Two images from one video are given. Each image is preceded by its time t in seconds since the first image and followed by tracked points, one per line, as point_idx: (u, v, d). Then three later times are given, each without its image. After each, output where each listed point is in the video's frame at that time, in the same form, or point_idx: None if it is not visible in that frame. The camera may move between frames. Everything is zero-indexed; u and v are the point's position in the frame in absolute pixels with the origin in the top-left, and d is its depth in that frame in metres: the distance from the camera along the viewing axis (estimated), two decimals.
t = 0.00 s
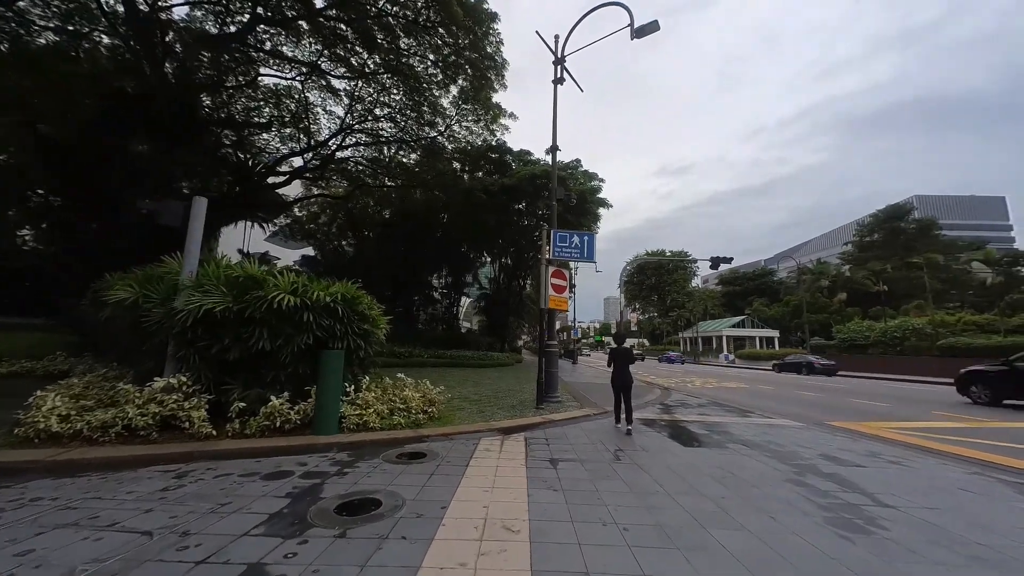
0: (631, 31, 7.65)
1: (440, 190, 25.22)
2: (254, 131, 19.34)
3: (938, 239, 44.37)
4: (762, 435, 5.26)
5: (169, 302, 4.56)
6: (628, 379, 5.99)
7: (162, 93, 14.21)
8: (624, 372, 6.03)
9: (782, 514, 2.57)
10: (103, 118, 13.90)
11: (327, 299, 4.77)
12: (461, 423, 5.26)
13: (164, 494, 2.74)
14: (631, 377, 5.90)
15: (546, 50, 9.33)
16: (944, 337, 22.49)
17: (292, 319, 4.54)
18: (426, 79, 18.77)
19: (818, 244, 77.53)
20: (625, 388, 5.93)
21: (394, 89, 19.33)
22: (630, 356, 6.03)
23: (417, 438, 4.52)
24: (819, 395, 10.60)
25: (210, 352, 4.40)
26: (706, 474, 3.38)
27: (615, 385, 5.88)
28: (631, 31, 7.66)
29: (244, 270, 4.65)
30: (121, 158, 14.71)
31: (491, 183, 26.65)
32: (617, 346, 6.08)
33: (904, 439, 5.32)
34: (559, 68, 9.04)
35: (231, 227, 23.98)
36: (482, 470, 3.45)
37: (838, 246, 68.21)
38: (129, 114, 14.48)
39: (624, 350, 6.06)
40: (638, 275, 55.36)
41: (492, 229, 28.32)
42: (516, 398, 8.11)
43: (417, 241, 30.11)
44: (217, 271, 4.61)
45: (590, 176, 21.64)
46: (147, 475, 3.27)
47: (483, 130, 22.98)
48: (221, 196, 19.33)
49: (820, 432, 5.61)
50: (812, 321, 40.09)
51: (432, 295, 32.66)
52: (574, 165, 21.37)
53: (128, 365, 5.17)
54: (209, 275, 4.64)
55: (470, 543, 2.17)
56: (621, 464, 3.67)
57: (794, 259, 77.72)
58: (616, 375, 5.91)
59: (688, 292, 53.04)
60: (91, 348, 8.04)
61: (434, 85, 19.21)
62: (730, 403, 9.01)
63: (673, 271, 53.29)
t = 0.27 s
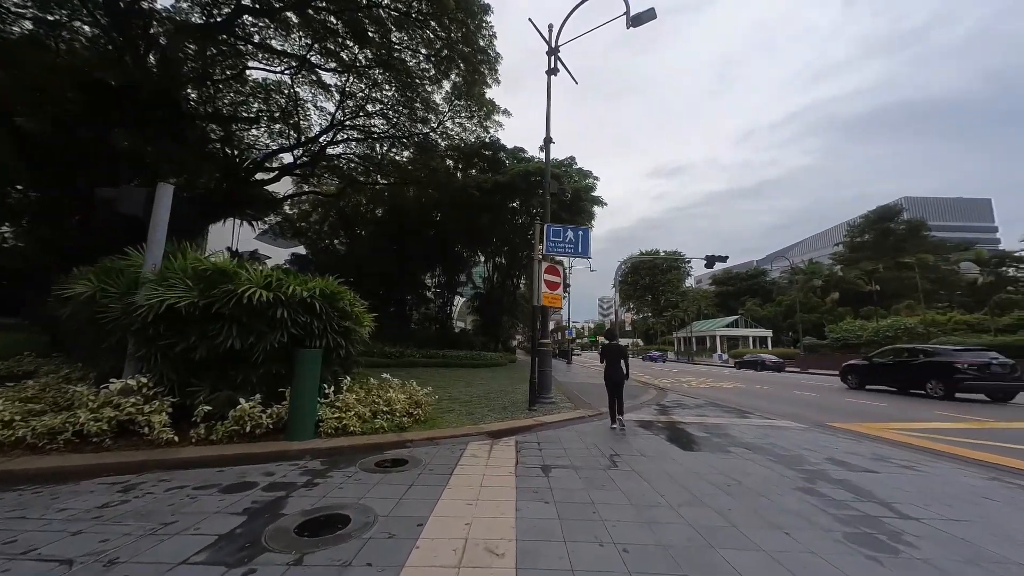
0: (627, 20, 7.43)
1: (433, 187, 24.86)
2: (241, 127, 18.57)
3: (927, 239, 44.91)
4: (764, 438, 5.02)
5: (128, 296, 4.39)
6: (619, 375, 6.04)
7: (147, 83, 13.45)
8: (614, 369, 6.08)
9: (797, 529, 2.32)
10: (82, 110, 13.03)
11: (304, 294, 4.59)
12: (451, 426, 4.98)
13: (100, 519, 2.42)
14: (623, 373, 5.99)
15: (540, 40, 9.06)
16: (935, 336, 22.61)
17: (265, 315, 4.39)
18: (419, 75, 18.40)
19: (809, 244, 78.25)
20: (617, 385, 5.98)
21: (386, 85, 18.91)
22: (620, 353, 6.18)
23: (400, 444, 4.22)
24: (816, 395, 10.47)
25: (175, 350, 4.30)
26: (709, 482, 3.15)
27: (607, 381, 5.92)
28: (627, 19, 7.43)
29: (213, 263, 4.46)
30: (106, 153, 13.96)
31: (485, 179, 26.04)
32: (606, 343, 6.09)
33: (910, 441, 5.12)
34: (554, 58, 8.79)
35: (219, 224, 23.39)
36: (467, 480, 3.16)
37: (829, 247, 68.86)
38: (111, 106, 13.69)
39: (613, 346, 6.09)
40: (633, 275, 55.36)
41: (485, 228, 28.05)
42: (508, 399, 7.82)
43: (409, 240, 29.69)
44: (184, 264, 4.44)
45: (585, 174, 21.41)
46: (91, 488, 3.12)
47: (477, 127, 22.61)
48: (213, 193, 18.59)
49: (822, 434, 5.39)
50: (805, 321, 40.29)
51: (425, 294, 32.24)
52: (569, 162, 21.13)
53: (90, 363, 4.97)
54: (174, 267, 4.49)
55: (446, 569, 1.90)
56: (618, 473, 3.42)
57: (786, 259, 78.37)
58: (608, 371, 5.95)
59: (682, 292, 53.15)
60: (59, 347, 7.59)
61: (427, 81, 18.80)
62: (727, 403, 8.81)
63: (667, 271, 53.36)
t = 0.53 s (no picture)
0: (624, 9, 7.13)
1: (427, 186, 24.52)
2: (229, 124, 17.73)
3: (919, 241, 45.22)
4: (768, 446, 4.73)
5: (78, 293, 4.38)
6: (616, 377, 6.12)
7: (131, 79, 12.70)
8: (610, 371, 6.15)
9: (825, 564, 2.03)
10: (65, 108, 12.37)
11: (276, 294, 4.52)
12: (436, 434, 4.69)
13: (2, 572, 2.02)
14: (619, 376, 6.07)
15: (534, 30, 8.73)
16: (930, 337, 22.60)
17: (230, 318, 4.33)
18: (412, 72, 17.94)
19: (803, 245, 78.72)
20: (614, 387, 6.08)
21: (379, 83, 18.46)
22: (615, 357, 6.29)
23: (379, 455, 3.91)
24: (815, 397, 10.25)
25: (129, 353, 4.22)
26: (715, 499, 2.87)
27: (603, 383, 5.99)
28: (624, 8, 7.13)
29: (174, 259, 4.36)
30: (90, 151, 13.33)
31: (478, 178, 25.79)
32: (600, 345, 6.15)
33: (921, 449, 4.86)
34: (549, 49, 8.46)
35: (208, 222, 22.86)
36: (448, 499, 2.85)
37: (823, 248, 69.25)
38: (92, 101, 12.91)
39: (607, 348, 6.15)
40: (628, 276, 55.23)
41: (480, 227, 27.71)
42: (499, 403, 7.53)
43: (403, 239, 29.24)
44: (141, 262, 4.38)
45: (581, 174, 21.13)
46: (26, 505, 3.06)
47: (471, 125, 22.30)
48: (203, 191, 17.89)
49: (828, 441, 5.11)
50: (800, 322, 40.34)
51: (419, 294, 31.85)
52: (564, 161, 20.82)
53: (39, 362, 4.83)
54: (129, 266, 4.43)
55: None
56: (613, 488, 3.13)
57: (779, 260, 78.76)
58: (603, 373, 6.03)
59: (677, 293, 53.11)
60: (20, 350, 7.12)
61: (420, 78, 18.30)
62: (726, 407, 8.55)
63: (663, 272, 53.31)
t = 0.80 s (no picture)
0: None
1: (418, 182, 24.12)
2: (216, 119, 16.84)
3: (908, 241, 45.77)
4: (773, 448, 4.47)
5: (18, 284, 4.20)
6: (605, 374, 6.56)
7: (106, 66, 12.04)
8: (600, 368, 6.64)
9: None
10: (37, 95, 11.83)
11: (245, 286, 4.47)
12: (420, 438, 4.38)
13: None
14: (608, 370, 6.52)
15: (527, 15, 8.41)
16: (921, 336, 22.74)
17: (195, 312, 4.28)
18: (405, 67, 17.42)
19: (794, 245, 79.43)
20: (603, 382, 6.44)
21: (370, 76, 17.93)
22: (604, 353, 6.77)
23: (356, 464, 3.60)
24: (814, 397, 10.09)
25: (77, 350, 4.07)
26: (724, 510, 2.60)
27: (593, 375, 6.39)
28: None
29: (130, 249, 4.26)
30: (67, 142, 12.62)
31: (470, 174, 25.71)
32: (595, 342, 6.87)
33: (933, 451, 4.62)
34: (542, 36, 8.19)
35: (195, 219, 22.27)
36: (427, 514, 2.56)
37: (814, 248, 70.00)
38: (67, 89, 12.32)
39: (600, 346, 6.84)
40: (622, 275, 55.20)
41: (473, 224, 27.41)
42: (490, 404, 7.22)
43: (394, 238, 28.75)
44: (95, 250, 4.29)
45: (576, 170, 20.85)
46: None
47: (464, 121, 21.85)
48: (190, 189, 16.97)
49: (835, 443, 4.87)
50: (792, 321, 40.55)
51: (411, 293, 31.42)
52: (559, 157, 20.53)
53: None
54: (79, 255, 4.32)
55: None
56: (610, 499, 2.84)
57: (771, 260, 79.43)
58: (594, 367, 6.48)
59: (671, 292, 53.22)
60: None
61: (412, 72, 17.76)
62: (724, 406, 8.35)
63: (656, 271, 53.33)
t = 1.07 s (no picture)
0: None
1: (410, 179, 23.62)
2: (202, 114, 16.09)
3: (897, 241, 46.36)
4: (777, 454, 4.24)
5: None
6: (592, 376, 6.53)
7: (86, 56, 11.57)
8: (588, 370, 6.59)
9: None
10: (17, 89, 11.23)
11: (209, 283, 4.39)
12: (402, 446, 4.10)
13: None
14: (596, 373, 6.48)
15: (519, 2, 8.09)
16: (911, 335, 22.93)
17: (153, 311, 4.17)
18: (396, 62, 16.92)
19: (785, 245, 80.17)
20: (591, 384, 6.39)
21: (361, 71, 17.21)
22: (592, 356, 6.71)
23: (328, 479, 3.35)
24: (809, 397, 9.98)
25: (9, 355, 3.76)
26: (735, 532, 2.36)
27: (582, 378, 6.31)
28: None
29: (77, 243, 4.07)
30: (41, 134, 11.90)
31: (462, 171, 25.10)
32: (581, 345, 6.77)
33: (940, 455, 4.44)
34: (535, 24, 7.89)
35: (180, 215, 21.59)
36: (404, 542, 2.27)
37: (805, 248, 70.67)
38: (45, 81, 11.80)
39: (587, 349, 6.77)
40: (616, 274, 55.15)
41: (466, 222, 27.04)
42: (480, 406, 6.94)
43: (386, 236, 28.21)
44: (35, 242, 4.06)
45: (570, 167, 20.61)
46: None
47: (456, 117, 21.41)
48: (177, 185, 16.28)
49: (839, 448, 4.67)
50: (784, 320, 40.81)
51: (403, 292, 31.01)
52: (553, 154, 20.26)
53: None
54: (16, 247, 4.09)
55: None
56: (608, 519, 2.56)
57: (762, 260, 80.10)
58: (582, 369, 6.43)
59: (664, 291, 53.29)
60: None
61: (403, 66, 17.26)
62: (720, 408, 8.17)
63: (650, 271, 53.34)
